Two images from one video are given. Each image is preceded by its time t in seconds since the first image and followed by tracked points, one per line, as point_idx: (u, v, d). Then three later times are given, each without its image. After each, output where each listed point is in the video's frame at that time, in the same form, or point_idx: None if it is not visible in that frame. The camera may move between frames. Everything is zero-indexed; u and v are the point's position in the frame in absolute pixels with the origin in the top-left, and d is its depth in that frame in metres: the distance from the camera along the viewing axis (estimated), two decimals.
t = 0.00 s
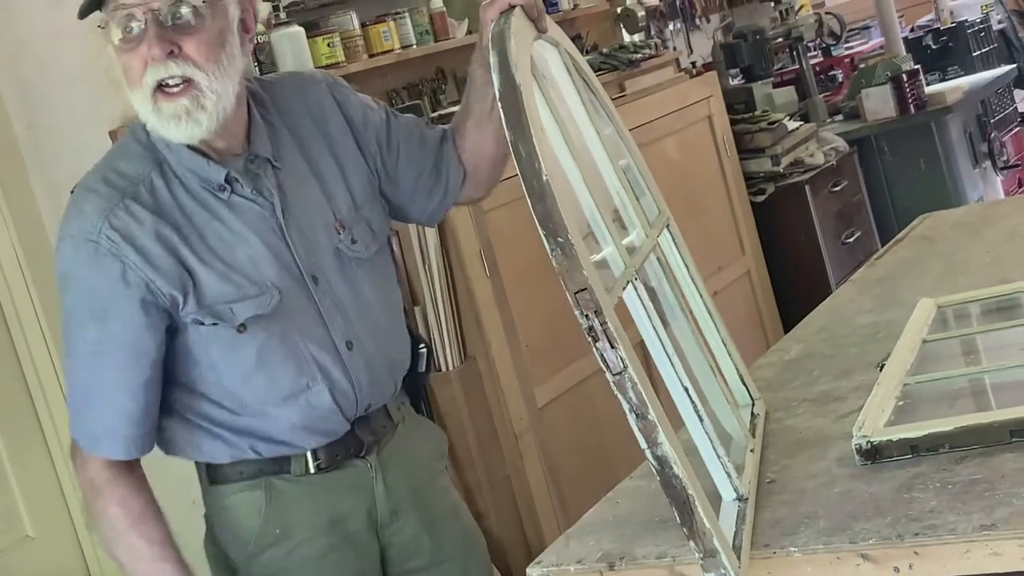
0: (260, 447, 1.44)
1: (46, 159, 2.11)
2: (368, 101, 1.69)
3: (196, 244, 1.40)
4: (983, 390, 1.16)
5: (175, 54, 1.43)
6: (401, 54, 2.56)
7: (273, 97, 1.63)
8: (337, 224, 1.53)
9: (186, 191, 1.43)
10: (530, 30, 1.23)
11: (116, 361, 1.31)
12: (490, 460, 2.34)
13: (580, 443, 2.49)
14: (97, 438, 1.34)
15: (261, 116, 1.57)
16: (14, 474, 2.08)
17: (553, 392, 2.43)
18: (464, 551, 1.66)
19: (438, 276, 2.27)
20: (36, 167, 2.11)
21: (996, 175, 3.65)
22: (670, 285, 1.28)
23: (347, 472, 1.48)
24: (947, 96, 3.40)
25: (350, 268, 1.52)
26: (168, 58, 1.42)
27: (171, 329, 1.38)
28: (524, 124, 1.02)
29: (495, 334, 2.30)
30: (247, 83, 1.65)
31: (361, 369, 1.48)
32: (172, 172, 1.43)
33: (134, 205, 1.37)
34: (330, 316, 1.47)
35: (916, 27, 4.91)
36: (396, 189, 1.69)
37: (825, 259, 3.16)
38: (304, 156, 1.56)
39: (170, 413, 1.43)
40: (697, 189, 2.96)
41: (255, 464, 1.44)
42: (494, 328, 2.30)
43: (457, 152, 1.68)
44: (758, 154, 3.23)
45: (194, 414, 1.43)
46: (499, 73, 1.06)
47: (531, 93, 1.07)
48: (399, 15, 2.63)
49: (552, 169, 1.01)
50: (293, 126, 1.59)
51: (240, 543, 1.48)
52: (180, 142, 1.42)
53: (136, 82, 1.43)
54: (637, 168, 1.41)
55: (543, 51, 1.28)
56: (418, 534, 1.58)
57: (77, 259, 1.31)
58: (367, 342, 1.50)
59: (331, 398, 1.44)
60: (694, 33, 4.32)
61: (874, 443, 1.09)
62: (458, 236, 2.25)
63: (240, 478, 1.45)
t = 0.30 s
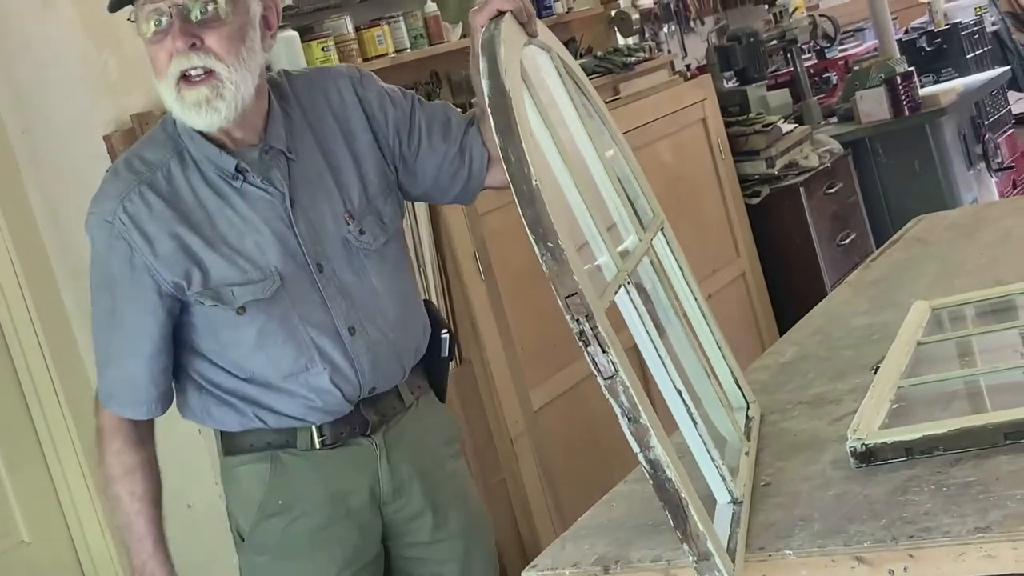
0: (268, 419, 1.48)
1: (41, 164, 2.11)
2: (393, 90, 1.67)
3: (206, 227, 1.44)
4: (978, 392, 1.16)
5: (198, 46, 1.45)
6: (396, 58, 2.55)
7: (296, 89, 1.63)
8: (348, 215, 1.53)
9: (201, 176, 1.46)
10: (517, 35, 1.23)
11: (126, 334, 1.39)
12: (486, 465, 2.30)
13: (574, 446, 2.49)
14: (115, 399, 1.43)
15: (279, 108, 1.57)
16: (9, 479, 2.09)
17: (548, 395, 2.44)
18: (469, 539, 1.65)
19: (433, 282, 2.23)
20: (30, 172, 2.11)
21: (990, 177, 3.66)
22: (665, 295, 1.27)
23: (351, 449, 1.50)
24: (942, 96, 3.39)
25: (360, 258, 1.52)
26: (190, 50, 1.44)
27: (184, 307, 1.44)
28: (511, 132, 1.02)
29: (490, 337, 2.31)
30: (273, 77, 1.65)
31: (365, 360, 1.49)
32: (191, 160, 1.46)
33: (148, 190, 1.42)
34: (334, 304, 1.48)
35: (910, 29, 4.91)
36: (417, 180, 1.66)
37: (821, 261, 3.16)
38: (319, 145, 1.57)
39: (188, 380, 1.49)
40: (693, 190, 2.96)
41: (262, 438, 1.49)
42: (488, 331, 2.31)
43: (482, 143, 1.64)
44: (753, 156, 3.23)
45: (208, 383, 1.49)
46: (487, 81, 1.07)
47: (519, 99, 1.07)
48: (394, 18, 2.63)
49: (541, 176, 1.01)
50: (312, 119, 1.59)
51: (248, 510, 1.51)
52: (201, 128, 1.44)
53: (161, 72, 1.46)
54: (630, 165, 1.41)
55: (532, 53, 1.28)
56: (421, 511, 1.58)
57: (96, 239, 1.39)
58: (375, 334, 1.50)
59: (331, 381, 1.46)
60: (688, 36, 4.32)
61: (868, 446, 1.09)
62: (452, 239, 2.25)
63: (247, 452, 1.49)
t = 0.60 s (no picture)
0: (252, 428, 1.47)
1: (42, 174, 2.11)
2: (371, 99, 1.66)
3: (187, 236, 1.45)
4: (976, 400, 1.16)
5: (174, 59, 1.45)
6: (394, 67, 2.56)
7: (275, 102, 1.62)
8: (327, 222, 1.53)
9: (180, 187, 1.47)
10: (494, 43, 1.25)
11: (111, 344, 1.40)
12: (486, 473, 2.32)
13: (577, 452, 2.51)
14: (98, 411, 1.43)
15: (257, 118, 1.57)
16: (8, 489, 2.09)
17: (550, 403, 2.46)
18: (460, 545, 1.64)
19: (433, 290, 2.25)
20: (30, 183, 2.11)
21: (987, 184, 3.67)
22: (646, 315, 1.32)
23: (339, 458, 1.49)
24: (940, 104, 3.40)
25: (341, 265, 1.52)
26: (167, 63, 1.44)
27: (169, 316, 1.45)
28: (425, 162, 1.08)
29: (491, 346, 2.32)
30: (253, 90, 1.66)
31: (348, 365, 1.48)
32: (171, 172, 1.47)
33: (129, 202, 1.44)
34: (316, 309, 1.48)
35: (908, 37, 4.92)
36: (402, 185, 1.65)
37: (818, 269, 3.17)
38: (298, 155, 1.57)
39: (179, 394, 1.50)
40: (690, 198, 2.96)
41: (249, 447, 1.48)
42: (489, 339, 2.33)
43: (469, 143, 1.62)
44: (751, 164, 3.23)
45: (194, 393, 1.49)
46: (420, 104, 1.12)
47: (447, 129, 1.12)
48: (392, 28, 2.64)
49: (445, 215, 1.07)
50: (291, 129, 1.59)
51: (237, 521, 1.51)
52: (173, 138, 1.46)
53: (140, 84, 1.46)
54: (646, 166, 1.44)
55: (518, 58, 1.30)
56: (412, 515, 1.56)
57: (79, 251, 1.41)
58: (357, 339, 1.49)
59: (315, 386, 1.45)
60: (686, 44, 4.33)
61: (867, 454, 1.09)
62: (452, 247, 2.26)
63: (237, 461, 1.49)
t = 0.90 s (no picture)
0: (225, 464, 1.58)
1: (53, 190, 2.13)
2: (338, 120, 1.71)
3: (159, 272, 1.54)
4: (984, 414, 1.16)
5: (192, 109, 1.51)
6: (403, 82, 2.58)
7: (240, 132, 1.67)
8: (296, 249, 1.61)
9: (148, 226, 1.55)
10: (518, 54, 1.26)
11: (87, 380, 1.49)
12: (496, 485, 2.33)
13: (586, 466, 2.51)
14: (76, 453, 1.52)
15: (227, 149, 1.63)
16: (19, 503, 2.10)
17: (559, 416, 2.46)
18: (445, 564, 1.74)
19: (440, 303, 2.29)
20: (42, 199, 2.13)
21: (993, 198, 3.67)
22: (662, 332, 1.32)
23: (315, 484, 1.60)
24: (946, 117, 3.40)
25: (310, 292, 1.61)
26: (187, 114, 1.49)
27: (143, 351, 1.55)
28: (446, 179, 1.09)
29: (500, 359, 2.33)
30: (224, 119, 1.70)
31: (319, 389, 1.57)
32: (139, 211, 1.55)
33: (98, 240, 1.52)
34: (288, 336, 1.57)
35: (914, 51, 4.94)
36: (372, 208, 1.70)
37: (825, 282, 3.17)
38: (266, 184, 1.64)
39: (159, 431, 1.61)
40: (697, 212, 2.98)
41: (227, 477, 1.60)
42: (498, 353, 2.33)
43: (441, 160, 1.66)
44: (758, 178, 3.27)
45: (171, 423, 1.59)
46: (443, 116, 1.13)
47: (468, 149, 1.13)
48: (401, 43, 2.66)
49: (465, 227, 1.08)
50: (260, 162, 1.65)
51: (219, 542, 1.64)
52: (157, 177, 1.54)
53: (147, 142, 1.50)
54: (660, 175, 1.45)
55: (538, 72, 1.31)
56: (391, 540, 1.68)
57: (51, 289, 1.50)
58: (328, 362, 1.58)
59: (291, 412, 1.55)
60: (692, 58, 4.36)
61: (877, 468, 1.09)
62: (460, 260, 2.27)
63: (215, 489, 1.61)
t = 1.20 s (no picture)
0: (220, 495, 1.53)
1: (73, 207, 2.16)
2: (324, 142, 1.64)
3: (146, 309, 1.48)
4: (1002, 432, 1.16)
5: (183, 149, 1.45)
6: (419, 100, 2.60)
7: (223, 158, 1.61)
8: (285, 279, 1.55)
9: (135, 263, 1.49)
10: (546, 68, 1.29)
11: (78, 427, 1.44)
12: (513, 501, 2.33)
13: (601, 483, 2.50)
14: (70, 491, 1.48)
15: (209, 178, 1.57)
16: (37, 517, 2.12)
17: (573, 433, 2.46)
18: None
19: (455, 319, 2.29)
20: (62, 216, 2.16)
21: (1009, 216, 3.66)
22: (682, 346, 1.33)
23: (308, 508, 1.54)
24: (963, 135, 3.40)
25: (302, 322, 1.55)
26: (178, 156, 1.44)
27: (133, 389, 1.49)
28: (475, 193, 1.10)
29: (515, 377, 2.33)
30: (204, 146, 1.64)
31: (315, 422, 1.52)
32: (124, 248, 1.50)
33: (85, 280, 1.47)
34: (280, 369, 1.51)
35: (930, 69, 4.94)
36: (360, 229, 1.63)
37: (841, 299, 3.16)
38: (252, 213, 1.57)
39: (151, 464, 1.55)
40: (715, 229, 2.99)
41: (220, 504, 1.54)
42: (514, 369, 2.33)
43: (431, 175, 1.57)
44: (773, 196, 3.24)
45: (163, 459, 1.53)
46: (472, 129, 1.15)
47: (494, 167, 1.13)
48: (418, 61, 2.68)
49: (493, 239, 1.09)
50: (244, 189, 1.58)
51: (212, 568, 1.58)
52: (150, 221, 1.48)
53: (136, 187, 1.44)
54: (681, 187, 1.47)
55: (559, 88, 1.34)
56: (388, 562, 1.63)
57: (39, 335, 1.45)
58: (323, 393, 1.53)
59: (285, 445, 1.50)
60: (706, 75, 4.38)
61: (895, 485, 1.09)
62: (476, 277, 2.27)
63: (209, 516, 1.55)
